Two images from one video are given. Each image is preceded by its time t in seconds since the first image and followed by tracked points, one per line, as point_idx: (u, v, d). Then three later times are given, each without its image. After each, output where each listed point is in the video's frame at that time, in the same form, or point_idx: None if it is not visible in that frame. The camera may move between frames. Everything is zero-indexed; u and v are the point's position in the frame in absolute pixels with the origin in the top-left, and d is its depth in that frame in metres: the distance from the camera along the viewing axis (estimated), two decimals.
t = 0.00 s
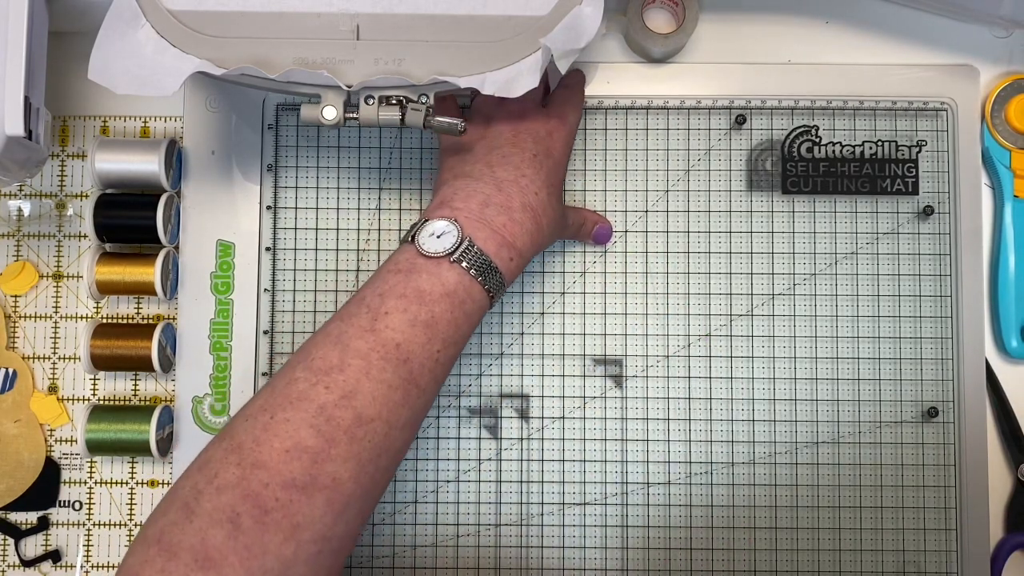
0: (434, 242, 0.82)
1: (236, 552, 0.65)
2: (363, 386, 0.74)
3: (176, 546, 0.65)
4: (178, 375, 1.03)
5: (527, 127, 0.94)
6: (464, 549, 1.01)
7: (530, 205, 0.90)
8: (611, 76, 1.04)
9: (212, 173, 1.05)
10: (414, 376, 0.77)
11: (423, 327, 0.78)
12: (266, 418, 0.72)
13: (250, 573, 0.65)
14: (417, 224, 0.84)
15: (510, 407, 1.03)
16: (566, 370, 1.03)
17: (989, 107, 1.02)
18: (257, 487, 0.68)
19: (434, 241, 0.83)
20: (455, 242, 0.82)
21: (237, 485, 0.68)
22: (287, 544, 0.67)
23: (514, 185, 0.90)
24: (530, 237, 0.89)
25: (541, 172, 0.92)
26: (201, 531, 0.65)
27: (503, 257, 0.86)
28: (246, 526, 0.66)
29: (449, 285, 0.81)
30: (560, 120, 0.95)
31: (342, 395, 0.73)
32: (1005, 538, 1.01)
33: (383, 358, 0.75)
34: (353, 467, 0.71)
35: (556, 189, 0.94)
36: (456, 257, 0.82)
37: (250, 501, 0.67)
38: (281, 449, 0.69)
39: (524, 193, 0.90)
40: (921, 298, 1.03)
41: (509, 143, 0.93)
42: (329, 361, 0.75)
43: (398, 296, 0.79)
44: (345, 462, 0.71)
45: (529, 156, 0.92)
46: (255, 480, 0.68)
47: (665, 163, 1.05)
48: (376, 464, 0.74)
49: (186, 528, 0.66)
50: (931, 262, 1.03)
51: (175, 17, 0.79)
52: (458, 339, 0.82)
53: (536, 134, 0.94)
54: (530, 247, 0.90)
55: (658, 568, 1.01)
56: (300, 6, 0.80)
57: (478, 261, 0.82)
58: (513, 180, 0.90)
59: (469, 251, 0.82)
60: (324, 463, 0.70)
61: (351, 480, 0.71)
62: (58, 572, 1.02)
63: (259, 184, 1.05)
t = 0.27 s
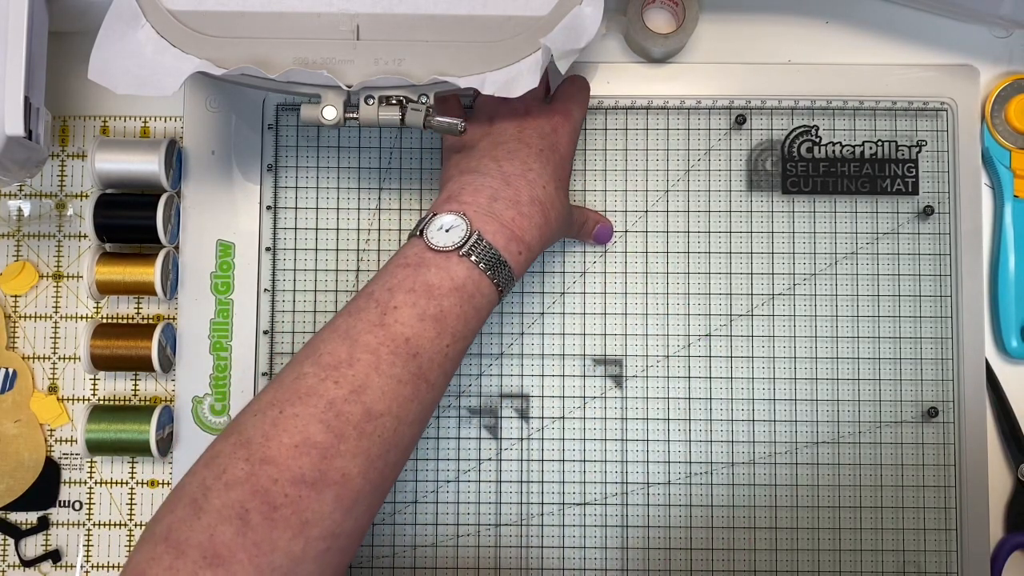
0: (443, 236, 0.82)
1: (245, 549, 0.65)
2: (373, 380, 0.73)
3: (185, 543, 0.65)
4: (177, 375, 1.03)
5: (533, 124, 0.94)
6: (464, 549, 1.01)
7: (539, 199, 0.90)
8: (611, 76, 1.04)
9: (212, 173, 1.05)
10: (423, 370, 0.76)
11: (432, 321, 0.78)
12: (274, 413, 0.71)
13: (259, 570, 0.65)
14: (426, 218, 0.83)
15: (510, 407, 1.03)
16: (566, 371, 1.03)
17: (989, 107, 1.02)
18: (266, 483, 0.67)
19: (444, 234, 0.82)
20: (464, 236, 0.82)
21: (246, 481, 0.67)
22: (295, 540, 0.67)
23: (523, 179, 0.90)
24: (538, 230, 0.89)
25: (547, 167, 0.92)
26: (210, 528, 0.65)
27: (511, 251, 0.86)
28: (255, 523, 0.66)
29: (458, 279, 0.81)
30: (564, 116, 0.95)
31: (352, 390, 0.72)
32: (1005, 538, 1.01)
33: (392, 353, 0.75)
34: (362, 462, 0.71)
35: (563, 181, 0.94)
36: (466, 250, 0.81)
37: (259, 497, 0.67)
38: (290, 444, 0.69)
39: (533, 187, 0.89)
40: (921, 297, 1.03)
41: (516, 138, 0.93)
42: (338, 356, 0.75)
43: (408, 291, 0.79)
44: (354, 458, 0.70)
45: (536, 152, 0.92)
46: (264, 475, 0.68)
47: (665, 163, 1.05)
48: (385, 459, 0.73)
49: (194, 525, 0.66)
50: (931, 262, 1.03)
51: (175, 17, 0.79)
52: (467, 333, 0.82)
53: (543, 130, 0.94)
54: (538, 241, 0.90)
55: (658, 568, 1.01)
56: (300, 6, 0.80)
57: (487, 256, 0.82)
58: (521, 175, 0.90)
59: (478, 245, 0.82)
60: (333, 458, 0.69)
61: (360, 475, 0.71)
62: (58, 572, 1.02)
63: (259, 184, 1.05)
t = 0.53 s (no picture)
0: (430, 246, 0.82)
1: (230, 551, 0.66)
2: (357, 389, 0.73)
3: (170, 546, 0.66)
4: (177, 375, 1.03)
5: (529, 127, 0.94)
6: (464, 549, 1.01)
7: (527, 209, 0.90)
8: (611, 76, 1.04)
9: (211, 173, 1.05)
10: (408, 379, 0.76)
11: (418, 330, 0.78)
12: (260, 419, 0.72)
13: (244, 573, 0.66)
14: (413, 228, 0.84)
15: (510, 407, 1.03)
16: (566, 371, 1.03)
17: (989, 107, 1.02)
18: (250, 488, 0.68)
19: (431, 244, 0.83)
20: (452, 247, 0.82)
21: (230, 485, 0.68)
22: (280, 545, 0.68)
23: (512, 187, 0.90)
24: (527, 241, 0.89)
25: (541, 173, 0.91)
26: (195, 531, 0.66)
27: (498, 261, 0.86)
28: (239, 527, 0.67)
29: (445, 289, 0.80)
30: (561, 120, 0.95)
31: (336, 397, 0.73)
32: (1005, 538, 1.01)
33: (377, 361, 0.75)
34: (346, 469, 0.71)
35: (558, 192, 0.94)
36: (452, 260, 0.82)
37: (243, 502, 0.67)
38: (275, 450, 0.69)
39: (521, 196, 0.89)
40: (921, 298, 1.03)
41: (509, 144, 0.93)
42: (324, 364, 0.75)
43: (394, 299, 0.79)
44: (338, 465, 0.71)
45: (527, 159, 0.91)
46: (249, 481, 0.68)
47: (665, 163, 1.05)
48: (370, 466, 0.74)
49: (181, 528, 0.66)
50: (931, 262, 1.03)
51: (175, 17, 0.79)
52: (454, 341, 0.82)
53: (536, 135, 0.94)
54: (525, 252, 0.90)
55: (658, 568, 1.01)
56: (300, 6, 0.80)
57: (474, 266, 0.82)
58: (511, 181, 0.90)
59: (465, 255, 0.82)
60: (316, 465, 0.70)
61: (344, 482, 0.71)
62: (58, 572, 1.02)
63: (259, 184, 1.05)
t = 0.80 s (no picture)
0: (426, 237, 0.81)
1: (226, 539, 0.66)
2: (352, 378, 0.74)
3: (167, 533, 0.65)
4: (177, 375, 1.03)
5: (528, 123, 0.93)
6: (464, 549, 1.01)
7: (524, 202, 0.89)
8: (611, 76, 1.04)
9: (211, 173, 1.05)
10: (403, 369, 0.76)
11: (412, 320, 0.78)
12: (255, 409, 0.72)
13: (239, 560, 0.66)
14: (409, 219, 0.83)
15: (510, 407, 1.03)
16: (566, 371, 1.03)
17: (989, 107, 1.02)
18: (246, 476, 0.68)
19: (426, 236, 0.82)
20: (446, 237, 0.81)
21: (226, 473, 0.68)
22: (276, 532, 0.68)
23: (508, 180, 0.89)
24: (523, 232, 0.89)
25: (537, 166, 0.92)
26: (191, 518, 0.66)
27: (493, 253, 0.85)
28: (235, 514, 0.67)
29: (439, 279, 0.80)
30: (559, 115, 0.95)
31: (331, 386, 0.73)
32: (1005, 538, 1.01)
33: (372, 351, 0.75)
34: (341, 457, 0.71)
35: (556, 186, 0.94)
36: (447, 251, 0.81)
37: (239, 489, 0.68)
38: (270, 438, 0.70)
39: (517, 189, 0.89)
40: (921, 297, 1.03)
41: (507, 138, 0.93)
42: (319, 354, 0.75)
43: (389, 290, 0.79)
44: (333, 453, 0.71)
45: (524, 152, 0.91)
46: (244, 469, 0.68)
47: (665, 163, 1.05)
48: (366, 455, 0.74)
49: (177, 516, 0.66)
50: (931, 262, 1.03)
51: (175, 17, 0.79)
52: (450, 332, 0.82)
53: (535, 130, 0.93)
54: (521, 245, 0.89)
55: (658, 568, 1.01)
56: (300, 6, 0.80)
57: (469, 257, 0.81)
58: (507, 174, 0.90)
59: (460, 246, 0.81)
60: (311, 453, 0.70)
61: (339, 470, 0.71)
62: (58, 572, 1.02)
63: (259, 183, 1.05)
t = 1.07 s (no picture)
0: (421, 236, 0.81)
1: (220, 535, 0.66)
2: (346, 376, 0.73)
3: (163, 528, 0.66)
4: (177, 375, 1.03)
5: (526, 123, 0.93)
6: (464, 549, 1.01)
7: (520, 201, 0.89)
8: (611, 76, 1.04)
9: (211, 173, 1.05)
10: (398, 367, 0.76)
11: (408, 319, 0.77)
12: (251, 406, 0.72)
13: (234, 555, 0.66)
14: (404, 218, 0.83)
15: (510, 407, 1.03)
16: (566, 370, 1.03)
17: (989, 107, 1.02)
18: (240, 472, 0.68)
19: (422, 235, 0.81)
20: (442, 236, 0.81)
21: (221, 469, 0.69)
22: (270, 528, 0.68)
23: (505, 178, 0.89)
24: (520, 230, 0.88)
25: (534, 165, 0.91)
26: (186, 513, 0.67)
27: (489, 250, 0.84)
28: (230, 510, 0.67)
29: (435, 278, 0.79)
30: (558, 113, 0.95)
31: (325, 384, 0.73)
32: (1005, 538, 1.01)
33: (367, 350, 0.75)
34: (336, 455, 0.71)
35: (554, 185, 0.93)
36: (443, 250, 0.80)
37: (233, 485, 0.68)
38: (264, 435, 0.70)
39: (514, 188, 0.89)
40: (921, 297, 1.03)
41: (506, 138, 0.93)
42: (315, 352, 0.75)
43: (384, 289, 0.79)
44: (327, 451, 0.71)
45: (522, 151, 0.91)
46: (239, 465, 0.69)
47: (665, 163, 1.05)
48: (360, 453, 0.74)
49: (172, 511, 0.67)
50: (931, 262, 1.03)
51: (174, 17, 0.79)
52: (446, 331, 0.81)
53: (532, 129, 0.93)
54: (517, 243, 0.88)
55: (658, 568, 1.01)
56: (300, 6, 0.80)
57: (464, 257, 0.81)
58: (503, 172, 0.89)
59: (456, 246, 0.81)
60: (305, 450, 0.70)
61: (334, 468, 0.71)
62: (58, 572, 1.02)
63: (259, 184, 1.05)
